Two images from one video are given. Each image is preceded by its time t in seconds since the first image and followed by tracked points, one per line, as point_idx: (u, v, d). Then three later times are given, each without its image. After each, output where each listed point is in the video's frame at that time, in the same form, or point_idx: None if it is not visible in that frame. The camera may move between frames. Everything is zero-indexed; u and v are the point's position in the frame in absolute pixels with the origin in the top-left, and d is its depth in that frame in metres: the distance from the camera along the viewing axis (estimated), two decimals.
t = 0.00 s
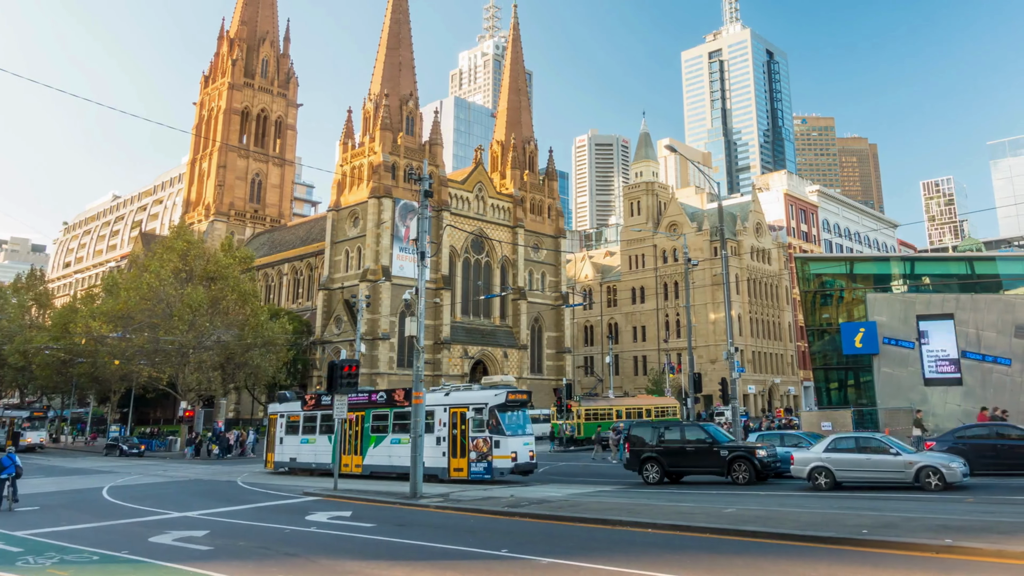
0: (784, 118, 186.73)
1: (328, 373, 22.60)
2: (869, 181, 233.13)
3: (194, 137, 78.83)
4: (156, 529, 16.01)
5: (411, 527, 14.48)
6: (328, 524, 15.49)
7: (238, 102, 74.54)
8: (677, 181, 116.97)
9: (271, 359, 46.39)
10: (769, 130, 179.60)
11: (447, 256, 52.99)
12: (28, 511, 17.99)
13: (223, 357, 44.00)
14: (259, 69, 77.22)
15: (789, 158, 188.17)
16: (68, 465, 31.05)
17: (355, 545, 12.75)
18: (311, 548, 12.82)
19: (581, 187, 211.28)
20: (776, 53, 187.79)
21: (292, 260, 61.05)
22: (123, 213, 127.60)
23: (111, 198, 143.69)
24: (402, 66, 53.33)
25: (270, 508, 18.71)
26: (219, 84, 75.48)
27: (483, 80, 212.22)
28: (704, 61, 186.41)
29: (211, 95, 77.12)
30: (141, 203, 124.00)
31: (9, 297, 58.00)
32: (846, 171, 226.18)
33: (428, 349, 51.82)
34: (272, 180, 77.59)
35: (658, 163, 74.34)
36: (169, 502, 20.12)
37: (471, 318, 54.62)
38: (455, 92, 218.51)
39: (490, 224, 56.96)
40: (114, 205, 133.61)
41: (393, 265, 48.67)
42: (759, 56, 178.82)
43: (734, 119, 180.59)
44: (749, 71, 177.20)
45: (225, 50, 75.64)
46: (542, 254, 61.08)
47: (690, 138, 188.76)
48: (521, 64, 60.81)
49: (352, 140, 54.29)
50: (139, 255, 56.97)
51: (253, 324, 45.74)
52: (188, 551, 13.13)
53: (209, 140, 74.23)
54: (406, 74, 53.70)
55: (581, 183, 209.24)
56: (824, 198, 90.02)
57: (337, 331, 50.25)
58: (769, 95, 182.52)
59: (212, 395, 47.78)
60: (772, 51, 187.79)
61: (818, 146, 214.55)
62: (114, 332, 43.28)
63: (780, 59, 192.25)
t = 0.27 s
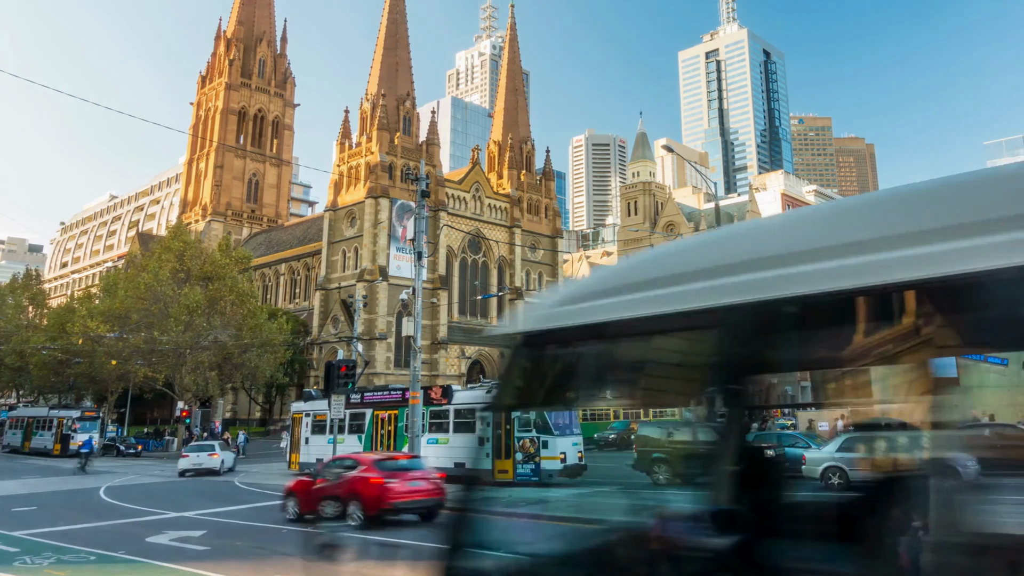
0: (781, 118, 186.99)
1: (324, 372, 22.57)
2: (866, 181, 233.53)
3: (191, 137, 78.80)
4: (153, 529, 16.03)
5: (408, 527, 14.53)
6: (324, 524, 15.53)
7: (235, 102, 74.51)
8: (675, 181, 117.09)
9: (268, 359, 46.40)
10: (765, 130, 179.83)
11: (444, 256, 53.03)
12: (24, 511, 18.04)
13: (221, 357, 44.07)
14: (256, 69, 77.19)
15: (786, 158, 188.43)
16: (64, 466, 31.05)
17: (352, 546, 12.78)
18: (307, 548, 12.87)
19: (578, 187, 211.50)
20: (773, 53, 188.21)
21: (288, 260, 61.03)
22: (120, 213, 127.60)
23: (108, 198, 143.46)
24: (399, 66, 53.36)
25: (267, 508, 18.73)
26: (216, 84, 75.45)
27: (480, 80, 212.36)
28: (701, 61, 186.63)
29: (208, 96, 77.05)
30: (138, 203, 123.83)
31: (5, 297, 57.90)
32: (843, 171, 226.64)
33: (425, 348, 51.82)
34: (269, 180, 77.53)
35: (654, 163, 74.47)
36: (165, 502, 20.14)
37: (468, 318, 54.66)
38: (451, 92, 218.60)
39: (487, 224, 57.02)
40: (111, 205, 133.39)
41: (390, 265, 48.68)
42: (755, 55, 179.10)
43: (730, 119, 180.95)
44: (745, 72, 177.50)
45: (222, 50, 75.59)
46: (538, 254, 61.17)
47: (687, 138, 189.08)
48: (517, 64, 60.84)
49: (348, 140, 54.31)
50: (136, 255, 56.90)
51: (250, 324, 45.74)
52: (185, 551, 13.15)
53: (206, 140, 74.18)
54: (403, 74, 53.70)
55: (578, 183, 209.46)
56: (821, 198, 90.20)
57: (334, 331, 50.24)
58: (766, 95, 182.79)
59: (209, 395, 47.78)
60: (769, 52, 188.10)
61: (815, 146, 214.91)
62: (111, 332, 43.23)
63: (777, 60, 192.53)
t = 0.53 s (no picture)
0: (778, 118, 187.31)
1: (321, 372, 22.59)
2: (863, 181, 234.01)
3: (188, 137, 78.63)
4: (150, 529, 16.05)
5: (408, 527, 14.57)
6: (322, 524, 15.55)
7: (232, 102, 74.40)
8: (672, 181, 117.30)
9: (265, 359, 46.35)
10: (762, 130, 180.08)
11: (441, 256, 53.06)
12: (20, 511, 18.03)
13: (217, 357, 44.01)
14: (253, 69, 77.12)
15: (783, 158, 188.73)
16: (62, 466, 30.99)
17: (349, 546, 12.82)
18: (306, 548, 12.90)
19: (575, 187, 211.55)
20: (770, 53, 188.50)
21: (286, 260, 60.98)
22: (117, 213, 127.28)
23: (105, 198, 143.22)
24: (396, 66, 53.35)
25: (263, 508, 18.76)
26: (213, 84, 75.33)
27: (477, 80, 212.28)
28: (698, 61, 186.91)
29: (205, 96, 76.92)
30: (135, 203, 123.52)
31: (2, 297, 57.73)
32: (840, 172, 227.13)
33: (422, 349, 51.83)
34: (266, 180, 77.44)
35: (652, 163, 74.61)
36: (162, 502, 20.15)
37: (465, 318, 54.67)
38: (448, 92, 218.53)
39: (484, 224, 57.04)
40: (108, 205, 133.05)
41: (387, 265, 48.64)
42: (752, 55, 179.36)
43: (727, 119, 181.17)
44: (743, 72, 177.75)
45: (219, 50, 75.49)
46: (536, 254, 61.22)
47: (684, 138, 189.31)
48: (515, 64, 60.89)
49: (346, 140, 54.31)
50: (133, 255, 56.79)
51: (247, 324, 45.71)
52: (182, 551, 13.18)
53: (203, 140, 74.08)
54: (400, 74, 53.73)
55: (576, 184, 209.57)
56: (818, 198, 90.45)
57: (331, 331, 50.21)
58: (763, 95, 183.09)
59: (206, 395, 47.73)
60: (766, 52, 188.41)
61: (812, 146, 215.33)
62: (107, 332, 43.11)
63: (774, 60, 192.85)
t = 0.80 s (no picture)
0: (775, 119, 187.64)
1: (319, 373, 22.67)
2: (860, 181, 234.53)
3: (185, 137, 78.55)
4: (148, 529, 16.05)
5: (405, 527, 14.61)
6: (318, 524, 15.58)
7: (229, 102, 74.36)
8: (669, 181, 117.49)
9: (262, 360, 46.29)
10: (759, 130, 180.33)
11: (438, 256, 53.07)
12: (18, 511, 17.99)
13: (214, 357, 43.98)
14: (250, 69, 77.00)
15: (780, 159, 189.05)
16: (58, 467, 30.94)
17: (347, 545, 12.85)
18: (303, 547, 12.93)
19: (572, 187, 211.72)
20: (767, 53, 188.85)
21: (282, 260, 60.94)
22: (113, 213, 127.03)
23: (101, 198, 142.82)
24: (393, 66, 53.37)
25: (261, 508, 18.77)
26: (210, 84, 75.25)
27: (474, 79, 212.33)
28: (695, 61, 187.15)
29: (202, 95, 76.79)
30: (131, 203, 123.16)
31: None
32: (836, 172, 227.58)
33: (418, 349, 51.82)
34: (263, 180, 77.32)
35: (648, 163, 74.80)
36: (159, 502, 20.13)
37: (462, 318, 54.69)
38: (446, 92, 218.57)
39: (481, 224, 57.07)
40: (103, 205, 132.69)
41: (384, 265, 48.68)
42: (749, 55, 179.63)
43: (724, 119, 181.45)
44: (739, 72, 178.05)
45: (215, 50, 75.38)
46: (532, 254, 61.27)
47: (681, 138, 189.59)
48: (511, 64, 60.94)
49: (342, 140, 54.30)
50: (130, 255, 56.69)
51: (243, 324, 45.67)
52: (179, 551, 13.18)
53: (199, 140, 73.98)
54: (397, 75, 53.77)
55: (572, 184, 209.64)
56: (815, 198, 90.68)
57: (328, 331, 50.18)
58: (760, 95, 183.38)
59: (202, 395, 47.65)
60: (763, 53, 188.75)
61: (809, 146, 215.76)
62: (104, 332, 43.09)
63: (771, 60, 193.16)
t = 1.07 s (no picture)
0: (772, 118, 187.81)
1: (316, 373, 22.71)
2: (858, 181, 234.85)
3: (182, 137, 78.46)
4: (145, 529, 16.08)
5: (402, 528, 14.64)
6: (316, 524, 15.62)
7: (227, 102, 74.28)
8: (666, 181, 117.65)
9: (260, 359, 46.28)
10: (757, 130, 180.53)
11: (435, 256, 53.11)
12: (16, 511, 18.04)
13: (212, 357, 44.02)
14: (247, 69, 76.93)
15: (778, 158, 189.22)
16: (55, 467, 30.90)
17: (343, 545, 12.91)
18: (300, 547, 12.97)
19: (569, 188, 211.92)
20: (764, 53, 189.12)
21: (280, 260, 60.96)
22: (111, 213, 126.84)
23: (100, 198, 142.85)
24: (390, 66, 53.37)
25: (258, 508, 18.80)
26: (207, 84, 75.18)
27: (471, 79, 212.31)
28: (692, 61, 187.38)
29: (199, 96, 76.74)
30: (129, 203, 123.07)
31: None
32: (833, 172, 227.94)
33: (416, 349, 51.86)
34: (260, 180, 77.29)
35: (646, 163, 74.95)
36: (157, 502, 20.17)
37: (459, 318, 54.75)
38: (443, 92, 218.55)
39: (478, 224, 57.11)
40: (102, 205, 132.63)
41: (381, 265, 48.70)
42: (746, 55, 179.90)
43: (721, 119, 181.68)
44: (737, 72, 178.33)
45: (213, 50, 75.35)
46: (530, 254, 61.32)
47: (679, 138, 189.93)
48: (509, 64, 60.96)
49: (340, 140, 54.31)
50: (128, 255, 56.67)
51: (241, 324, 45.67)
52: (176, 551, 13.23)
53: (197, 140, 73.95)
54: (394, 74, 53.75)
55: (570, 184, 209.92)
56: (812, 198, 90.84)
57: (326, 331, 50.21)
58: (757, 95, 183.56)
59: (200, 395, 47.66)
60: (760, 52, 188.97)
61: (806, 146, 216.08)
62: (102, 332, 43.07)
63: (768, 60, 193.33)
